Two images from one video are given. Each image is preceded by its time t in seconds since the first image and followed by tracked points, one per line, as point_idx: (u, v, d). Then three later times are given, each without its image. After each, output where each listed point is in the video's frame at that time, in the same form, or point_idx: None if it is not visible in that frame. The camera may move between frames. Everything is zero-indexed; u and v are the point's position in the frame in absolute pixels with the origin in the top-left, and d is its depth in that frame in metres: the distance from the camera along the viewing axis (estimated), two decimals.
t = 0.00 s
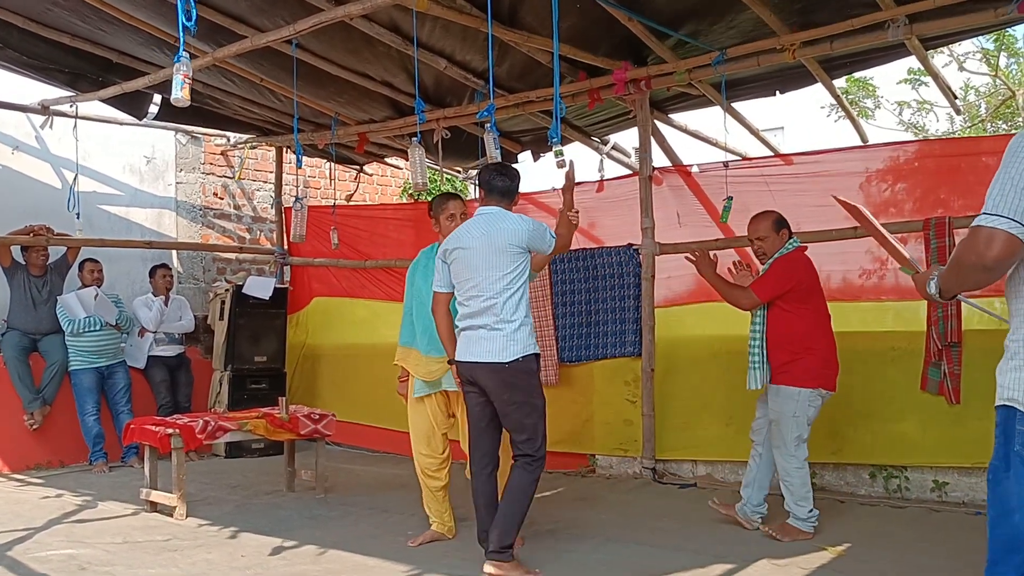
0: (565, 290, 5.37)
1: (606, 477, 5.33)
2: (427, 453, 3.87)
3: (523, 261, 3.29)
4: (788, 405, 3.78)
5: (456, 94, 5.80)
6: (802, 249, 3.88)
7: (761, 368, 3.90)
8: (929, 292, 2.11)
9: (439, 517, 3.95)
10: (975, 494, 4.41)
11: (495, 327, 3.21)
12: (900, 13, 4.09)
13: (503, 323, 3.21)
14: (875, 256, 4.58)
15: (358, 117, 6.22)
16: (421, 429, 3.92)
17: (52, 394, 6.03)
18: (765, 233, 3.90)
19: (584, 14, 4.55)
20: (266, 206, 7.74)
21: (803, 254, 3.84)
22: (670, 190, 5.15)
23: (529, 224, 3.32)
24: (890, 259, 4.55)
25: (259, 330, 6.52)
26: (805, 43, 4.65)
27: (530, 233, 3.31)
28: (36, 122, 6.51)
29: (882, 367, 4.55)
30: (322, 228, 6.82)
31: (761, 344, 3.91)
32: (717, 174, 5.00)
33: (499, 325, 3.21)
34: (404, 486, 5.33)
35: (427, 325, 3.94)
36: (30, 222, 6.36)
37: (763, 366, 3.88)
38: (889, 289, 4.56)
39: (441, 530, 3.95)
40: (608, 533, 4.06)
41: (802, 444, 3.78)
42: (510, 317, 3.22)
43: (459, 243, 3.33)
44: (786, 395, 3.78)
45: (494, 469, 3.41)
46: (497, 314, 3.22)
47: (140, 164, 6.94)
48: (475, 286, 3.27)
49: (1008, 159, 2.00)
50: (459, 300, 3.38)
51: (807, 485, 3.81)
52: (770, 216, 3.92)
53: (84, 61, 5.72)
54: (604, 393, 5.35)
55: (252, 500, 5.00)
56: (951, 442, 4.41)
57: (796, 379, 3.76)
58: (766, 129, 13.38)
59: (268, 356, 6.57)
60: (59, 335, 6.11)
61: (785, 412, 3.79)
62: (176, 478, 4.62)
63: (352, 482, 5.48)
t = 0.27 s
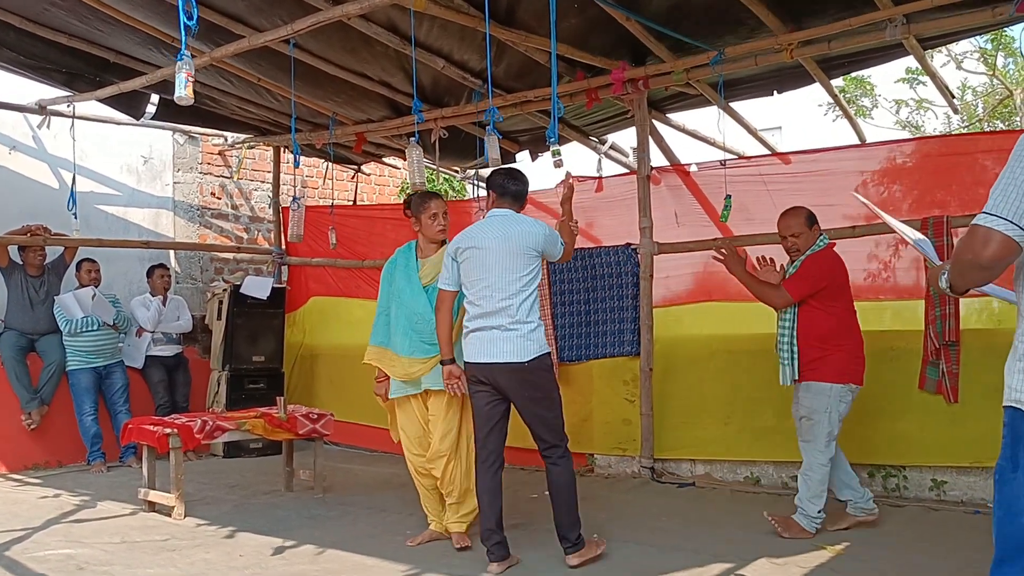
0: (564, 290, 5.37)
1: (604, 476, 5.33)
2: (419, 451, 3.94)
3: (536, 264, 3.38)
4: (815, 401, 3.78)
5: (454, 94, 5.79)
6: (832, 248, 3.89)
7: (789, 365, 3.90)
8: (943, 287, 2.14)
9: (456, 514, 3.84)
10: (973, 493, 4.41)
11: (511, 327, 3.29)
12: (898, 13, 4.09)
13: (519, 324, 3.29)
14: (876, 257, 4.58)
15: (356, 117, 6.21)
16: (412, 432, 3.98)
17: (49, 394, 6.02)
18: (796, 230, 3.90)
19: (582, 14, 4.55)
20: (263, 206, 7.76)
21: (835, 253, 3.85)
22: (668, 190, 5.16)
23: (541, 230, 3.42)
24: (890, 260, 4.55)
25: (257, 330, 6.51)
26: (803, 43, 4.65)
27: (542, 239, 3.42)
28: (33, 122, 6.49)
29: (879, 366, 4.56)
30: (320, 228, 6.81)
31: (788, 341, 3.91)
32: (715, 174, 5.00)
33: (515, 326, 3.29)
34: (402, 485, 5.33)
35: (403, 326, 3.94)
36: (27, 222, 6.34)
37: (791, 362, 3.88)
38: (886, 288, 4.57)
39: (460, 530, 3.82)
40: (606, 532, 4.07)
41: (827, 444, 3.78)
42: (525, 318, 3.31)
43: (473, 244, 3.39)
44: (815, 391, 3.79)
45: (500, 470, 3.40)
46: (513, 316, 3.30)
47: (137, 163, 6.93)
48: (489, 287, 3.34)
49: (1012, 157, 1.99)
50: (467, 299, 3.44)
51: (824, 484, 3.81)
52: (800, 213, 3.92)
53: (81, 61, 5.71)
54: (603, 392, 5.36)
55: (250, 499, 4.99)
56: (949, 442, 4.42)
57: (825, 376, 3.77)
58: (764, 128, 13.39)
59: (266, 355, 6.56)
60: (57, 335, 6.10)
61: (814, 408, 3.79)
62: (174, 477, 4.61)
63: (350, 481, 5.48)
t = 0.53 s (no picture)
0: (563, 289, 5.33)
1: (603, 474, 5.33)
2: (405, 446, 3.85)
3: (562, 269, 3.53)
4: (845, 400, 3.80)
5: (453, 93, 5.80)
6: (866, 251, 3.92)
7: (819, 366, 3.97)
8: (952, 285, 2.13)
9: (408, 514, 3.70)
10: (972, 491, 4.41)
11: (540, 328, 3.40)
12: (897, 12, 4.09)
13: (547, 326, 3.41)
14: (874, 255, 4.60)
15: (355, 116, 6.21)
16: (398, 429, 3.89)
17: (48, 392, 6.02)
18: (830, 232, 3.92)
19: (581, 13, 4.56)
20: (262, 204, 7.76)
21: (871, 254, 3.87)
22: (667, 189, 5.16)
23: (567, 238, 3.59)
24: (889, 259, 4.56)
25: (256, 329, 6.51)
26: (801, 42, 4.66)
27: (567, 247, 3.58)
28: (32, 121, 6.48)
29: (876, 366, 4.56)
30: (320, 226, 6.81)
31: (823, 343, 3.97)
32: (714, 173, 5.01)
33: (544, 327, 3.41)
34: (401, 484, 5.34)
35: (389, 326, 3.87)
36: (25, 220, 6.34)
37: (822, 363, 3.95)
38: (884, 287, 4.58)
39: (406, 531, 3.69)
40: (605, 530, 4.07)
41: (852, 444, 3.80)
42: (554, 319, 3.44)
43: (504, 244, 3.46)
44: (845, 389, 3.81)
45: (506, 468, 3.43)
46: (542, 317, 3.41)
47: (136, 162, 6.92)
48: (522, 288, 3.42)
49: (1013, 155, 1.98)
50: (491, 297, 3.49)
51: (846, 480, 3.83)
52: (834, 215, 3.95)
53: (79, 59, 5.71)
54: (603, 391, 5.36)
55: (249, 498, 4.99)
56: (948, 441, 4.43)
57: (856, 374, 3.79)
58: (763, 126, 13.39)
59: (265, 354, 6.56)
60: (55, 334, 6.10)
61: (844, 406, 3.81)
62: (173, 476, 4.61)
63: (349, 480, 5.49)
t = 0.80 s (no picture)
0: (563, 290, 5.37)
1: (603, 474, 5.33)
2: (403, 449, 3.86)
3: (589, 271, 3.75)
4: (889, 394, 3.80)
5: (453, 94, 5.81)
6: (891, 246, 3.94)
7: (856, 361, 3.91)
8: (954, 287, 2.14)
9: (410, 520, 3.72)
10: (972, 491, 4.41)
11: (576, 326, 3.60)
12: (896, 12, 4.10)
13: (581, 324, 3.62)
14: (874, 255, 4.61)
15: (355, 116, 6.22)
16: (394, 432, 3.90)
17: (48, 392, 6.03)
18: (859, 226, 3.92)
19: (581, 15, 4.57)
20: (262, 204, 7.78)
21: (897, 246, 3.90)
22: (667, 189, 5.17)
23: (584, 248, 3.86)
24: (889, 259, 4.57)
25: (257, 329, 6.52)
26: (801, 43, 4.68)
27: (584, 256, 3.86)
28: (32, 121, 6.49)
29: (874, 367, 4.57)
30: (321, 227, 6.81)
31: (857, 338, 3.91)
32: (713, 174, 5.03)
33: (579, 326, 3.61)
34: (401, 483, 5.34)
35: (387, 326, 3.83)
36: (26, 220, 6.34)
37: (859, 358, 3.89)
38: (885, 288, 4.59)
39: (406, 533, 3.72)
40: (605, 529, 4.08)
41: (902, 439, 3.81)
42: (585, 318, 3.65)
43: (544, 246, 3.60)
44: (886, 384, 3.80)
45: (527, 460, 3.56)
46: (577, 317, 3.61)
47: (137, 162, 6.93)
48: (558, 289, 3.59)
49: (1009, 159, 1.99)
50: (527, 296, 3.61)
51: (907, 473, 3.82)
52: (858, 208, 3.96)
53: (80, 60, 5.72)
54: (604, 391, 5.37)
55: (250, 498, 5.00)
56: (948, 441, 4.43)
57: (896, 368, 3.80)
58: (763, 127, 13.40)
59: (265, 354, 6.57)
60: (56, 334, 6.10)
61: (889, 400, 3.80)
62: (174, 475, 4.62)
63: (350, 480, 5.50)
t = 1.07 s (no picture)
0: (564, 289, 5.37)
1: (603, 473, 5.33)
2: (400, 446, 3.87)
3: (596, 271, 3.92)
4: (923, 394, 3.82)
5: (453, 93, 5.81)
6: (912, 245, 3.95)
7: (880, 361, 3.89)
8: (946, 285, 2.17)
9: (411, 520, 3.71)
10: (972, 491, 4.41)
11: (593, 325, 3.76)
12: (896, 12, 4.11)
13: (596, 322, 3.79)
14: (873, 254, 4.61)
15: (355, 116, 6.22)
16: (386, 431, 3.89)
17: (48, 392, 6.03)
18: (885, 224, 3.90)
19: (581, 14, 4.57)
20: (262, 204, 7.78)
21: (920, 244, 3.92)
22: (667, 190, 5.17)
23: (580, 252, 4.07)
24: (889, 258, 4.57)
25: (258, 329, 6.53)
26: (800, 42, 4.68)
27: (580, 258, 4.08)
28: (33, 121, 6.49)
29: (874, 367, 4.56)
30: (322, 226, 6.81)
31: (883, 338, 3.90)
32: (712, 173, 5.03)
33: (595, 324, 3.78)
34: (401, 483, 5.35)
35: (387, 321, 3.77)
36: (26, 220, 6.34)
37: (885, 357, 3.88)
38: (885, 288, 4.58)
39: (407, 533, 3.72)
40: (604, 528, 4.08)
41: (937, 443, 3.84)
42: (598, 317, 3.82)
43: (569, 247, 3.71)
44: (923, 385, 3.82)
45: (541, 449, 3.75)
46: (594, 315, 3.77)
47: (137, 162, 6.94)
48: (577, 287, 3.72)
49: (998, 156, 2.04)
50: (550, 295, 3.70)
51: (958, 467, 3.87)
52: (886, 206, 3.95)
53: (80, 59, 5.72)
54: (604, 391, 5.37)
55: (250, 497, 5.00)
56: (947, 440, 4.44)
57: (924, 369, 3.83)
58: (763, 127, 13.39)
59: (266, 354, 6.57)
60: (56, 334, 6.11)
61: (927, 403, 3.82)
62: (174, 475, 4.62)
63: (350, 479, 5.50)
